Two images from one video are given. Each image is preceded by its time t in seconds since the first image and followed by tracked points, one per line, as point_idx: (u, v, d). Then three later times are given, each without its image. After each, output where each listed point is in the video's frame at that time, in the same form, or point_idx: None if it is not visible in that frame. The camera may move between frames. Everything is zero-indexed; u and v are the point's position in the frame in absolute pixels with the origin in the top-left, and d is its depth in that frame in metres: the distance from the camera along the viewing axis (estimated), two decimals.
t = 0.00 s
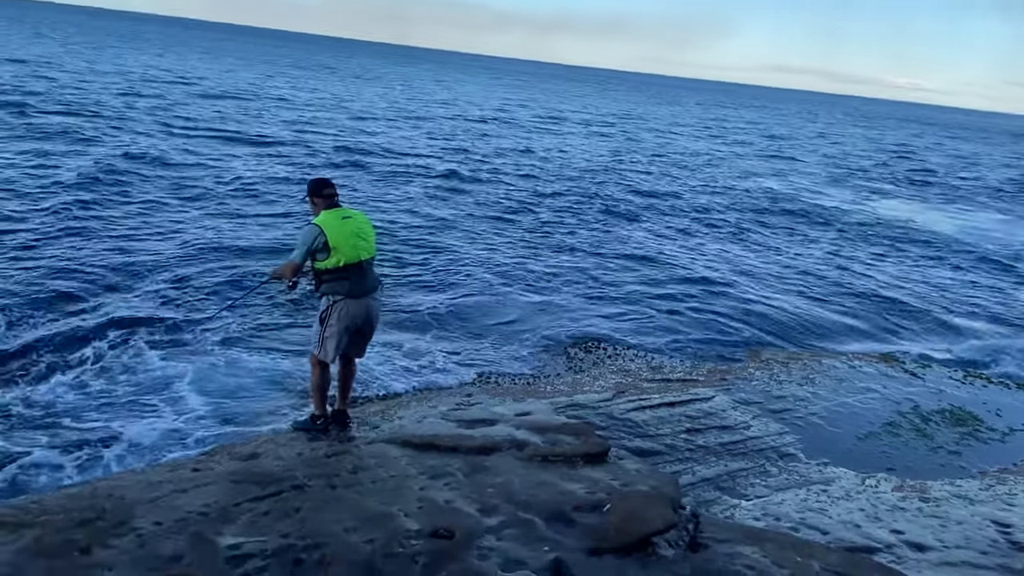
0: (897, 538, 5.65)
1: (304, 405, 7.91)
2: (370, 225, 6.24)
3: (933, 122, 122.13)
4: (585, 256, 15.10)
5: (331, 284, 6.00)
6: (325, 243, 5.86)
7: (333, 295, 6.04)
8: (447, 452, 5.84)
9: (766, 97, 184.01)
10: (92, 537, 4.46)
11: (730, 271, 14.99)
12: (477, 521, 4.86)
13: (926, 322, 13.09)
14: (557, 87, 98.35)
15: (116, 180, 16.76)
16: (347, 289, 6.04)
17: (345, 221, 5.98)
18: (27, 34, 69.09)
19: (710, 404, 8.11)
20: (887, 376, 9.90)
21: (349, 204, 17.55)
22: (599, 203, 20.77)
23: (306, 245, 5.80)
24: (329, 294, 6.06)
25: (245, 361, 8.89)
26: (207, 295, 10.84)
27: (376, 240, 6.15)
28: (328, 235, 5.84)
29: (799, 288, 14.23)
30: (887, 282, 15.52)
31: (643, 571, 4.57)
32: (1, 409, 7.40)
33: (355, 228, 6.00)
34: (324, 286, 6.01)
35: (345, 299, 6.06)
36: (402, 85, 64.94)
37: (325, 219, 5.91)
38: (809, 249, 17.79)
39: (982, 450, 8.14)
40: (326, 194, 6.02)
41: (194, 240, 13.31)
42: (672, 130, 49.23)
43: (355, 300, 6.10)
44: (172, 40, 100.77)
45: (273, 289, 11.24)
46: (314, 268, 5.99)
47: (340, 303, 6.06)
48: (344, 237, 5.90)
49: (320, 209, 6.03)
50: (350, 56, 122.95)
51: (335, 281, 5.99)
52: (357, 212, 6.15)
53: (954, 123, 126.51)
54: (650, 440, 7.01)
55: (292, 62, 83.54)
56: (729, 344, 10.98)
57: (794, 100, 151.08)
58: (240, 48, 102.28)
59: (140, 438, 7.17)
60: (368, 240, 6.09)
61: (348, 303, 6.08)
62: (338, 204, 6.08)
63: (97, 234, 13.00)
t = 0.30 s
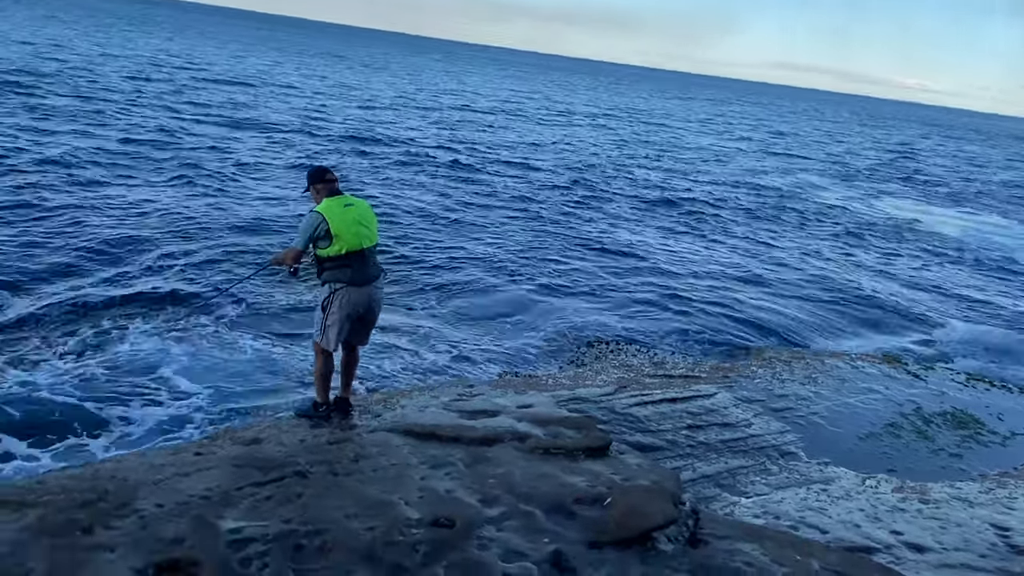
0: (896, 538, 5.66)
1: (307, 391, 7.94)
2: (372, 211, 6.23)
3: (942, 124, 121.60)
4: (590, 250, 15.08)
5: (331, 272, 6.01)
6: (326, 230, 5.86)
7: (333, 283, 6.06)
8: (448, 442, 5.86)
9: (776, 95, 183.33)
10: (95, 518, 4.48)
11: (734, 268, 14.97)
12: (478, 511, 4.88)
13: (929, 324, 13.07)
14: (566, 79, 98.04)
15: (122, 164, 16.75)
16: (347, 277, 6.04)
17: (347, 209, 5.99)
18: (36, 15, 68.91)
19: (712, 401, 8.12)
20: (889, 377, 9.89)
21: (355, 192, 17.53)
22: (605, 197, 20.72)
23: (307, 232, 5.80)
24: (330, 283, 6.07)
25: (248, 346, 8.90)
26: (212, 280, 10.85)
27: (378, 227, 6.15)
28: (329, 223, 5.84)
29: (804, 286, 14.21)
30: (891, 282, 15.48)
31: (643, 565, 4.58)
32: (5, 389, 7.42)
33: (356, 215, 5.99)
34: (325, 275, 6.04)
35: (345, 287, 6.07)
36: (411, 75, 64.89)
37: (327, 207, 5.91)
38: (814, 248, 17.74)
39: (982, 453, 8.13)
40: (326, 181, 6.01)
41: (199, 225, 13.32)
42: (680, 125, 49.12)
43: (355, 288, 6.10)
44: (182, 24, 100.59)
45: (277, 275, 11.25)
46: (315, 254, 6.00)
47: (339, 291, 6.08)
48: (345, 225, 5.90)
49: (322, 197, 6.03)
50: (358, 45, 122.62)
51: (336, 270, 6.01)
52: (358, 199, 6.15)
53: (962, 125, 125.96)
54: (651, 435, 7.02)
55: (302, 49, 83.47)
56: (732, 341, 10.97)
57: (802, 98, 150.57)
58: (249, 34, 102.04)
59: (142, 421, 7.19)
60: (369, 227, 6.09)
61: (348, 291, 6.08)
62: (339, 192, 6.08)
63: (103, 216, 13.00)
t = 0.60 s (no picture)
0: (892, 537, 5.67)
1: (307, 377, 7.95)
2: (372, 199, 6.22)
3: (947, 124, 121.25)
4: (592, 243, 15.07)
5: (331, 260, 6.01)
6: (326, 219, 5.85)
7: (334, 270, 6.06)
8: (447, 432, 5.87)
9: (782, 92, 182.94)
10: (94, 499, 4.50)
11: (736, 264, 14.95)
12: (476, 501, 4.89)
13: (930, 324, 13.05)
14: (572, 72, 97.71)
15: (125, 146, 16.72)
16: (348, 265, 6.05)
17: (347, 196, 5.98)
18: None
19: (711, 396, 8.12)
20: (889, 377, 9.90)
21: (358, 180, 17.51)
22: (608, 190, 20.68)
23: (307, 222, 5.78)
24: (330, 270, 6.08)
25: (247, 332, 8.91)
26: (213, 264, 10.85)
27: (377, 214, 6.15)
28: (329, 211, 5.84)
29: (805, 284, 14.21)
30: (893, 282, 15.46)
31: (639, 557, 4.59)
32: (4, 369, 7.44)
33: (356, 203, 5.99)
34: (325, 262, 6.04)
35: (346, 275, 6.07)
36: (417, 63, 64.71)
37: (327, 195, 5.90)
38: (816, 246, 17.72)
39: (980, 455, 8.14)
40: (325, 169, 6.00)
41: (201, 209, 13.31)
42: (685, 120, 49.02)
43: (356, 276, 6.10)
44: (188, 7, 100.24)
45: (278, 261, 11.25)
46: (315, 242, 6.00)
47: (340, 278, 6.08)
48: (345, 213, 5.89)
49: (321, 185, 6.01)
50: (364, 32, 122.25)
51: (336, 257, 6.01)
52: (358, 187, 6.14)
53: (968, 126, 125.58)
54: (649, 429, 7.03)
55: (308, 35, 83.22)
56: (732, 337, 10.97)
57: (808, 95, 150.16)
58: (255, 19, 101.70)
59: (141, 404, 7.20)
60: (369, 215, 6.08)
61: (349, 279, 6.08)
62: (339, 179, 6.07)
63: (105, 198, 12.99)
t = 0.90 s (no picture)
0: (882, 532, 5.70)
1: (303, 362, 7.96)
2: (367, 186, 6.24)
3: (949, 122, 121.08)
4: (590, 234, 15.05)
5: (330, 247, 6.00)
6: (324, 205, 5.83)
7: (332, 257, 6.06)
8: (443, 419, 5.88)
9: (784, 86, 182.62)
10: (88, 479, 4.50)
11: (734, 258, 14.95)
12: (470, 488, 4.90)
13: (926, 322, 13.08)
14: (573, 61, 97.44)
15: (124, 127, 16.65)
16: (346, 252, 6.05)
17: (343, 183, 5.97)
18: None
19: (706, 389, 8.14)
20: (883, 373, 9.93)
21: (357, 166, 17.47)
22: (608, 181, 20.67)
23: (306, 208, 5.76)
24: (328, 257, 6.07)
25: (244, 315, 8.90)
26: (210, 247, 10.83)
27: (373, 200, 6.16)
28: (328, 197, 5.83)
29: (802, 279, 14.22)
30: (890, 279, 15.48)
31: (632, 546, 4.60)
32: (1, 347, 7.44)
33: (353, 189, 5.99)
34: (323, 250, 6.03)
35: (344, 262, 6.07)
36: (419, 50, 64.47)
37: (324, 181, 5.89)
38: (815, 241, 17.73)
39: (972, 453, 8.18)
40: (321, 156, 6.00)
41: (200, 191, 13.28)
42: (687, 113, 48.92)
43: (354, 263, 6.12)
44: None
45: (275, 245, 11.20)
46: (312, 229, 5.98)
47: (339, 266, 6.08)
48: (342, 198, 5.88)
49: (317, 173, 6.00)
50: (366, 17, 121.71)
51: (334, 244, 6.00)
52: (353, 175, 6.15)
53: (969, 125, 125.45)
54: (644, 421, 7.05)
55: (310, 19, 82.77)
56: (728, 331, 10.98)
57: (810, 90, 149.69)
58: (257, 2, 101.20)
59: (136, 386, 7.20)
60: (366, 201, 6.08)
61: (347, 266, 6.09)
62: (334, 168, 6.08)
63: (103, 178, 12.95)
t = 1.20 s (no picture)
0: (872, 526, 5.74)
1: (298, 350, 7.96)
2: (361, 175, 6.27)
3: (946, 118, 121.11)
4: (586, 226, 15.05)
5: (329, 237, 6.02)
6: (325, 193, 5.85)
7: (331, 248, 6.08)
8: (436, 410, 5.89)
9: (782, 79, 182.49)
10: (80, 465, 4.51)
11: (729, 251, 14.96)
12: (462, 479, 4.91)
13: (919, 318, 13.12)
14: (571, 53, 97.15)
15: (119, 114, 16.56)
16: (346, 242, 6.07)
17: (341, 172, 5.99)
18: None
19: (699, 382, 8.17)
20: (876, 368, 9.96)
21: (353, 155, 17.42)
22: (605, 174, 20.65)
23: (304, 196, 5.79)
24: (327, 248, 6.09)
25: (239, 304, 8.89)
26: (205, 235, 10.80)
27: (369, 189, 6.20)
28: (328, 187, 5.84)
29: (796, 273, 14.28)
30: (884, 274, 15.52)
31: (623, 538, 4.62)
32: None
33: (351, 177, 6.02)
34: (322, 239, 6.04)
35: (344, 252, 6.09)
36: (417, 39, 64.29)
37: (322, 170, 5.90)
38: (810, 236, 17.75)
39: (963, 448, 8.22)
40: (317, 147, 6.00)
41: (195, 179, 13.23)
42: (685, 106, 48.90)
43: (353, 253, 6.14)
44: None
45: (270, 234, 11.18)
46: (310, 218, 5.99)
47: (338, 256, 6.09)
48: (342, 186, 5.91)
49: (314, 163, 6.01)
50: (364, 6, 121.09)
51: (333, 234, 6.02)
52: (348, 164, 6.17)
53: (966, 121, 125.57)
54: (637, 414, 7.07)
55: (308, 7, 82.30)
56: (722, 325, 11.01)
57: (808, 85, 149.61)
58: None
59: (129, 373, 7.19)
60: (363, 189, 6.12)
61: (347, 256, 6.10)
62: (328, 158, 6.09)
63: (97, 164, 12.89)
